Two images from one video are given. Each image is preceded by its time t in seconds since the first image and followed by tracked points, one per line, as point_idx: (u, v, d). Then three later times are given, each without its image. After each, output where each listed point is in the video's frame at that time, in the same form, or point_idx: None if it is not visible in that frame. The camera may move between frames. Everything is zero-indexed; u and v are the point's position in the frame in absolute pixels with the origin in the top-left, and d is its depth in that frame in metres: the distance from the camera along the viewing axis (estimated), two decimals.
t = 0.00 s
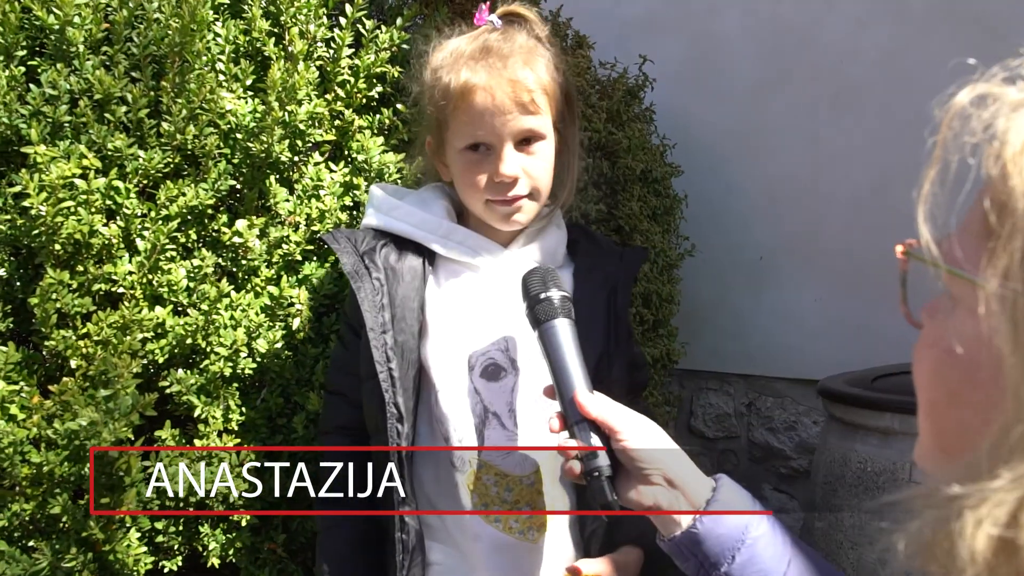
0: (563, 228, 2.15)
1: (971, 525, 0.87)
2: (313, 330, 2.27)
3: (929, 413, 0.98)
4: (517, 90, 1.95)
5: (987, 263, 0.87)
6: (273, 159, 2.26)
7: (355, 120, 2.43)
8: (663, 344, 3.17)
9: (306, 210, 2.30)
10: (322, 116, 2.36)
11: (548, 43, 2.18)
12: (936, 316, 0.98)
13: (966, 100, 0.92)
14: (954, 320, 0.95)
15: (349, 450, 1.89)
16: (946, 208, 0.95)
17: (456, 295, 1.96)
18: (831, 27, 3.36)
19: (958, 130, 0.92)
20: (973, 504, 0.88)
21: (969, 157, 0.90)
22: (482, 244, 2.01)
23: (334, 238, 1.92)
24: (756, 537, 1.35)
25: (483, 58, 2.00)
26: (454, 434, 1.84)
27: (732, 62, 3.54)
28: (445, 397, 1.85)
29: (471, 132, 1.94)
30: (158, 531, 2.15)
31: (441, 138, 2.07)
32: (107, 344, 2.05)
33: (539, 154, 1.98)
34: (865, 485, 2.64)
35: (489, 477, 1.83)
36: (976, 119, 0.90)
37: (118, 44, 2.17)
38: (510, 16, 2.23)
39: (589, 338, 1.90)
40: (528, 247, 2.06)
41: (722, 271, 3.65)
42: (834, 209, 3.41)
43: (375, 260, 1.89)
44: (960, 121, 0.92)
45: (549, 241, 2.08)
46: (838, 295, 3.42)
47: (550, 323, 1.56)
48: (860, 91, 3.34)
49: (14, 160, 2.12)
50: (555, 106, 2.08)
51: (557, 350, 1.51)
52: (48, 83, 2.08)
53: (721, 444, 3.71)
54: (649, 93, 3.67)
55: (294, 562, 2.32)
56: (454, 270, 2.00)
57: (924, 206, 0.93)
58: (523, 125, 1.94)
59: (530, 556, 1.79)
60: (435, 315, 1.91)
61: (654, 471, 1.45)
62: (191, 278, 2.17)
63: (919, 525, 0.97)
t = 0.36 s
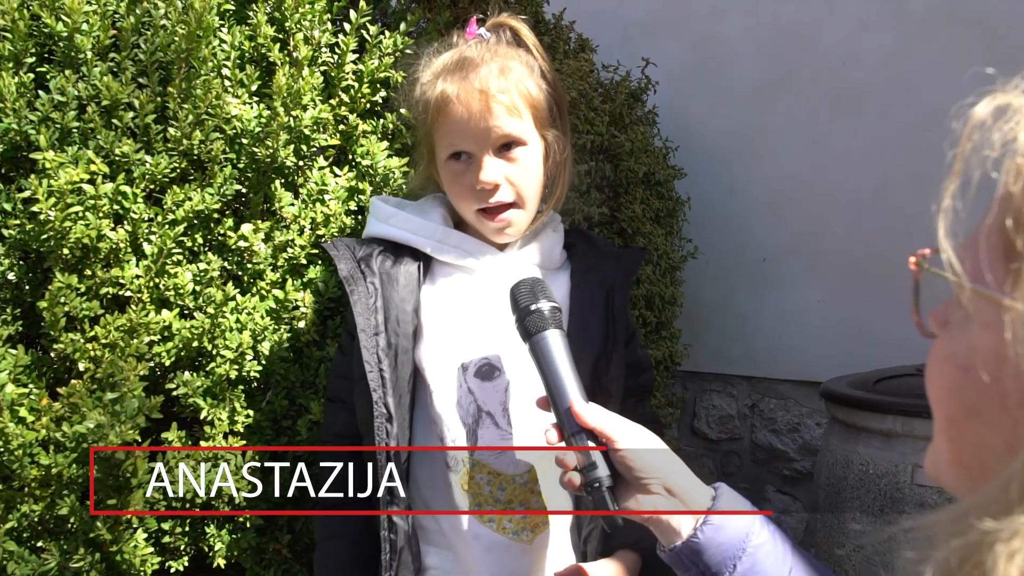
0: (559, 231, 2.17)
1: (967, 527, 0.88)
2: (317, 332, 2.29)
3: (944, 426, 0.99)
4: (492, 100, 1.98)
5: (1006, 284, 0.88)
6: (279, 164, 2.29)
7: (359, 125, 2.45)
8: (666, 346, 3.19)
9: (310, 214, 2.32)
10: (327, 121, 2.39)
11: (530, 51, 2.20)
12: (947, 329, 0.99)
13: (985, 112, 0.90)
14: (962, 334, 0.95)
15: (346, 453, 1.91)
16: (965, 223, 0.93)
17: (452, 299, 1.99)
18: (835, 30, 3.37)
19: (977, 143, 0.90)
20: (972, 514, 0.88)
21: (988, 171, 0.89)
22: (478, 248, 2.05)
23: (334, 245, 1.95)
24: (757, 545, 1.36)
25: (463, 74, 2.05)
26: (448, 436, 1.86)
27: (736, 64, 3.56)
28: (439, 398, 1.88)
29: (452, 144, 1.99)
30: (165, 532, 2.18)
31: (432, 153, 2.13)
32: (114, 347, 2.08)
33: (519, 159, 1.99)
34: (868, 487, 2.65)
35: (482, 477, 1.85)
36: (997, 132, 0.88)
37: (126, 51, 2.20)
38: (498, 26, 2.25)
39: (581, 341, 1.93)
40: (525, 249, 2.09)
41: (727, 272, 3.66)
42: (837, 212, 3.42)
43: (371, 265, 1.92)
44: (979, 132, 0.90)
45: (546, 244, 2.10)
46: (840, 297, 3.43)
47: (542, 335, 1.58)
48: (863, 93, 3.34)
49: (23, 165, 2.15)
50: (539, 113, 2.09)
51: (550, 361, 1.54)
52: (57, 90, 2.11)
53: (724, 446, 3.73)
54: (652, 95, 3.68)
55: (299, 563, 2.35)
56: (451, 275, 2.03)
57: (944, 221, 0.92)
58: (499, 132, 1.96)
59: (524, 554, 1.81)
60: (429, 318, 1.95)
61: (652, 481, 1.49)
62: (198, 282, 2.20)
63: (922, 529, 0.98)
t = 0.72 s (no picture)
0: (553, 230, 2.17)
1: (961, 526, 0.88)
2: (320, 331, 2.30)
3: (943, 428, 0.98)
4: (518, 109, 1.99)
5: (998, 285, 0.88)
6: (281, 164, 2.30)
7: (362, 124, 2.46)
8: (669, 346, 3.18)
9: (312, 213, 2.33)
10: (330, 121, 2.40)
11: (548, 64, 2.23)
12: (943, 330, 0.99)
13: (979, 115, 0.92)
14: (958, 335, 0.95)
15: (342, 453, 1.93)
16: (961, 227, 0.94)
17: (445, 293, 2.00)
18: (838, 29, 3.37)
19: (971, 146, 0.91)
20: (966, 516, 0.89)
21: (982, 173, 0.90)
22: (473, 242, 2.06)
23: (328, 239, 1.96)
24: (756, 538, 1.37)
25: (488, 76, 2.05)
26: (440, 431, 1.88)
27: (741, 64, 3.55)
28: (431, 390, 1.89)
29: (470, 146, 1.98)
30: (169, 530, 2.19)
31: (439, 148, 2.11)
32: (118, 347, 2.09)
33: (533, 176, 2.02)
34: (872, 488, 2.64)
35: (480, 470, 1.86)
36: (990, 135, 0.89)
37: (130, 52, 2.21)
38: (518, 34, 2.28)
39: (581, 332, 1.96)
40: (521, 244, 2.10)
41: (731, 272, 3.66)
42: (840, 211, 3.41)
43: (364, 259, 1.93)
44: (972, 136, 0.91)
45: (543, 238, 2.12)
46: (843, 297, 3.43)
47: (545, 327, 1.59)
48: (867, 93, 3.34)
49: (29, 166, 2.17)
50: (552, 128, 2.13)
51: (553, 351, 1.56)
52: (62, 90, 2.13)
53: (728, 446, 3.72)
54: (655, 95, 3.68)
55: (302, 562, 2.36)
56: (445, 269, 2.04)
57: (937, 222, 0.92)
58: (521, 145, 1.98)
59: (521, 548, 1.82)
60: (421, 311, 1.95)
61: (653, 471, 1.49)
62: (201, 281, 2.21)
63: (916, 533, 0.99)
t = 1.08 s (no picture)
0: (544, 228, 2.15)
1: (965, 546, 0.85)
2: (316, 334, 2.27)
3: (947, 441, 0.95)
4: (526, 111, 1.97)
5: (1001, 292, 0.84)
6: (277, 165, 2.27)
7: (359, 124, 2.44)
8: (673, 349, 3.15)
9: (308, 214, 2.31)
10: (327, 121, 2.37)
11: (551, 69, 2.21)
12: (944, 339, 0.95)
13: (977, 115, 0.88)
14: (959, 345, 0.92)
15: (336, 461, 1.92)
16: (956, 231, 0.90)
17: (433, 298, 1.97)
18: (843, 28, 3.33)
19: (969, 147, 0.88)
20: (972, 534, 0.86)
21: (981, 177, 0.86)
22: (460, 245, 2.02)
23: (314, 248, 1.93)
24: (751, 542, 1.33)
25: (497, 73, 2.02)
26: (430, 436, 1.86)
27: (746, 62, 3.51)
28: (420, 398, 1.87)
29: (473, 142, 1.95)
30: (163, 536, 2.17)
31: (437, 143, 2.07)
32: (113, 351, 2.07)
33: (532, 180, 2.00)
34: (878, 494, 2.60)
35: (469, 478, 1.84)
36: (989, 137, 0.86)
37: (125, 52, 2.19)
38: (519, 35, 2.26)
39: (573, 330, 1.93)
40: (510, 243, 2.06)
41: (735, 271, 3.60)
42: (845, 212, 3.37)
43: (350, 267, 1.90)
44: (971, 136, 0.88)
45: (536, 236, 2.09)
46: (848, 298, 3.39)
47: (537, 328, 1.59)
48: (872, 92, 3.30)
49: (23, 168, 2.14)
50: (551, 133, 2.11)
51: (546, 354, 1.56)
52: (56, 92, 2.11)
53: (733, 449, 3.68)
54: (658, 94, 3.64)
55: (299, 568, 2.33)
56: (432, 274, 2.01)
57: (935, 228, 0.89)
58: (526, 148, 1.96)
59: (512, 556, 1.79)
60: (408, 318, 1.93)
61: (647, 473, 1.48)
62: (197, 284, 2.19)
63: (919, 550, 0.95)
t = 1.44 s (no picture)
0: (553, 233, 2.14)
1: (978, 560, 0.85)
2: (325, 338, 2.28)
3: (952, 446, 0.95)
4: (536, 117, 1.96)
5: (1006, 297, 0.83)
6: (285, 168, 2.27)
7: (367, 127, 2.44)
8: (684, 352, 3.13)
9: (317, 217, 2.32)
10: (335, 124, 2.38)
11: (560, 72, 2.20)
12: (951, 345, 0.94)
13: (984, 115, 0.88)
14: (963, 352, 0.91)
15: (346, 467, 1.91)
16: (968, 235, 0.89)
17: (440, 306, 1.97)
18: (858, 29, 3.30)
19: (975, 149, 0.88)
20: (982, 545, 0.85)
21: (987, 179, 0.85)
22: (467, 252, 2.01)
23: (323, 253, 1.94)
24: (754, 546, 1.38)
25: (506, 78, 2.01)
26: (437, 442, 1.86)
27: (758, 63, 3.48)
28: (427, 405, 1.88)
29: (482, 147, 1.94)
30: (174, 538, 2.17)
31: (445, 148, 2.07)
32: (123, 353, 2.08)
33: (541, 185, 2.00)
34: (893, 500, 2.57)
35: (476, 484, 1.84)
36: (994, 138, 0.85)
37: (135, 57, 2.21)
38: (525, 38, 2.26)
39: (581, 337, 1.92)
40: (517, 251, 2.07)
41: (746, 276, 3.59)
42: (859, 215, 3.35)
43: (358, 274, 1.91)
44: (976, 138, 0.88)
45: (542, 243, 2.08)
46: (861, 301, 3.36)
47: (537, 327, 1.58)
48: (886, 94, 3.28)
49: (34, 172, 2.16)
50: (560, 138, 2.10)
51: (547, 355, 1.54)
52: (67, 96, 2.12)
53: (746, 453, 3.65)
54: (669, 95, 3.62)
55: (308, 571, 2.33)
56: (441, 283, 2.00)
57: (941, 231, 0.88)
58: (536, 155, 1.96)
59: (521, 563, 1.79)
60: (417, 326, 1.92)
61: (648, 475, 1.52)
62: (206, 287, 2.20)
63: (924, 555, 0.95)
